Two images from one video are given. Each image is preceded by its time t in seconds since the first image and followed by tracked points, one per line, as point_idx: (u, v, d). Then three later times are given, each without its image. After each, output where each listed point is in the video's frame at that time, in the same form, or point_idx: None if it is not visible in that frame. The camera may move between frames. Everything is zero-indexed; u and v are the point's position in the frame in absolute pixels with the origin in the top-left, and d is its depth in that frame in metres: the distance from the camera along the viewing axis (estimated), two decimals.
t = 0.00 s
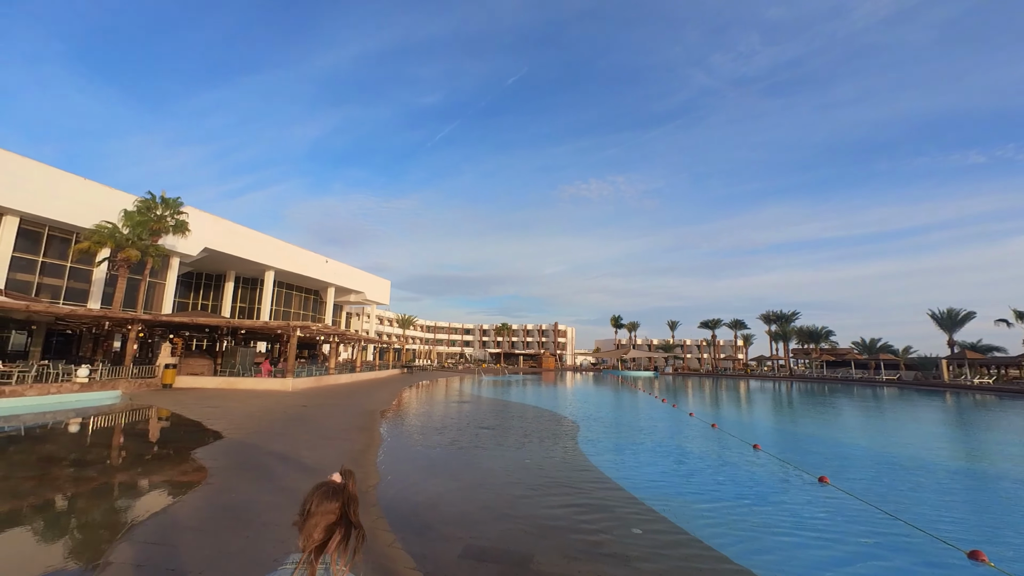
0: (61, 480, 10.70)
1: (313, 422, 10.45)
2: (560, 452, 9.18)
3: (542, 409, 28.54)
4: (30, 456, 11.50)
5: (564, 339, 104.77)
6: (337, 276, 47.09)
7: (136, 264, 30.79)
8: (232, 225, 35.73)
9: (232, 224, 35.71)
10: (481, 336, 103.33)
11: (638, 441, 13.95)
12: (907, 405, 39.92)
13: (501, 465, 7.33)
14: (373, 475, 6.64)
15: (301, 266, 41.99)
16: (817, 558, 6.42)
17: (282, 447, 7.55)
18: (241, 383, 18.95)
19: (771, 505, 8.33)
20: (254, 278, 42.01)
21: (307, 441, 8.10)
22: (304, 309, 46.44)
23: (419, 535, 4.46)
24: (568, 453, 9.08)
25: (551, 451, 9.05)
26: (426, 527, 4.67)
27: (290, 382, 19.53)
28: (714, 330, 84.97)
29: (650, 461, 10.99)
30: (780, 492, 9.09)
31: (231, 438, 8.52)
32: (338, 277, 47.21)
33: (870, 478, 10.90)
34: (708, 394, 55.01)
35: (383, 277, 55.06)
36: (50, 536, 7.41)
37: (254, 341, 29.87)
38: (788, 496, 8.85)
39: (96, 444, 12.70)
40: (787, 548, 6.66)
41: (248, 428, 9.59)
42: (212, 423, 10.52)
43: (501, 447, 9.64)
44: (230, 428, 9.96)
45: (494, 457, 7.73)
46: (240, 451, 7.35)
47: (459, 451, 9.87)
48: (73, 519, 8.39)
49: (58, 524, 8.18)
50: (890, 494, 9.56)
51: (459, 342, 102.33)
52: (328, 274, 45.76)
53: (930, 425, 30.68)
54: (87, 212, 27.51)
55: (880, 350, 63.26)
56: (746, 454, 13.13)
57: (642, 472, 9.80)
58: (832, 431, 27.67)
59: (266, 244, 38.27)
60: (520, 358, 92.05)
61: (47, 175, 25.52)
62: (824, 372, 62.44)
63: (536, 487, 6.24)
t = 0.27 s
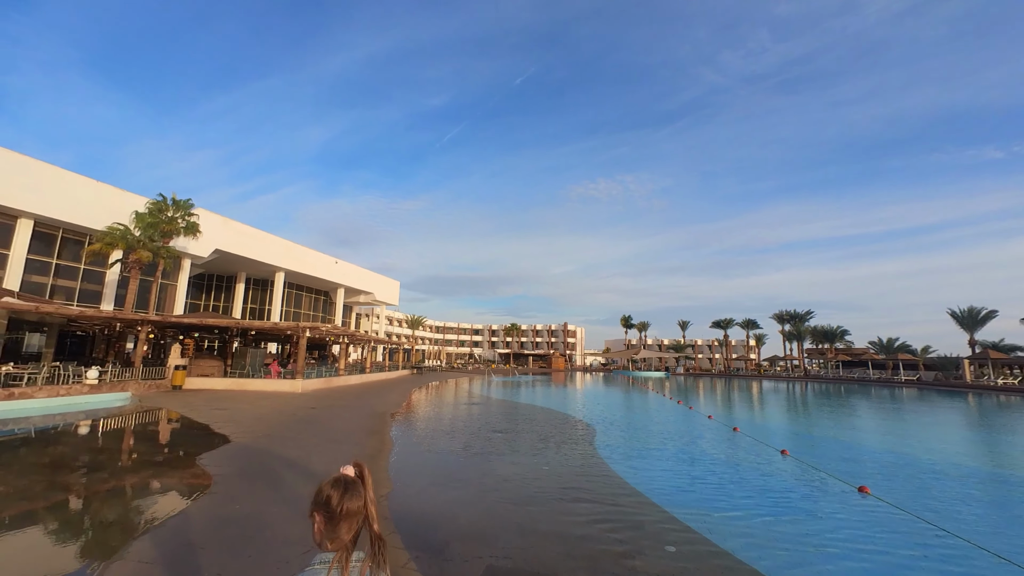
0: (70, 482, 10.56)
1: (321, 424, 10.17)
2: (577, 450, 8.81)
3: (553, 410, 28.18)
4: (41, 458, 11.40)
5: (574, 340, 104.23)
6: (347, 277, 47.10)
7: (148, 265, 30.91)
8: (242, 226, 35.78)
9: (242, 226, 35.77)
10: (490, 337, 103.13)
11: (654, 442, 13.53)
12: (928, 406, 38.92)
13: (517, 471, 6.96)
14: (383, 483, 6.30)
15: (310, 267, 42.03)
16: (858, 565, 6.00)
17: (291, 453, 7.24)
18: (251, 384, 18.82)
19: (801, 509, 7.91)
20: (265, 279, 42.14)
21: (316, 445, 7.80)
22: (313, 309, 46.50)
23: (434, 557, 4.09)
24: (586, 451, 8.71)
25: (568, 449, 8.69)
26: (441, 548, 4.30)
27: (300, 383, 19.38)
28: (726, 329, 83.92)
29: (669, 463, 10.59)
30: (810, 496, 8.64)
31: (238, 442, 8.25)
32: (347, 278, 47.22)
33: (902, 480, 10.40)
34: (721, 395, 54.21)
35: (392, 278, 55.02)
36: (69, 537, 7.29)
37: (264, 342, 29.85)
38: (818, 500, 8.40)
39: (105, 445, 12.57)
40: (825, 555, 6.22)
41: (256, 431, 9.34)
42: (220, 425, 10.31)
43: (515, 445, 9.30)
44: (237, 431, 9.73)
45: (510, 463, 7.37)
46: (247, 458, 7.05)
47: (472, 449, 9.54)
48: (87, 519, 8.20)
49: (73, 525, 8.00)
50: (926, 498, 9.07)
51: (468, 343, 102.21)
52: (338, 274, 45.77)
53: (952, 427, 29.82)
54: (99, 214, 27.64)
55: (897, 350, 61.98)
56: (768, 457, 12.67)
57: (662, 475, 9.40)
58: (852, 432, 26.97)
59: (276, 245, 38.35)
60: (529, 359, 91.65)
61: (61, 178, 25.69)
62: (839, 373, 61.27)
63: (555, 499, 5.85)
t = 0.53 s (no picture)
0: (75, 484, 10.37)
1: (324, 427, 9.87)
2: (589, 454, 8.43)
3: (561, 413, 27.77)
4: (45, 461, 11.21)
5: (581, 342, 103.64)
6: (353, 279, 47.02)
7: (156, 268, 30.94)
8: (249, 229, 35.77)
9: (249, 228, 35.75)
10: (497, 339, 102.81)
11: (665, 445, 13.11)
12: (945, 409, 38.05)
13: (528, 477, 6.59)
14: (389, 490, 5.95)
15: (317, 269, 41.97)
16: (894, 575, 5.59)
17: (291, 459, 6.88)
18: (256, 387, 18.62)
19: (829, 514, 7.49)
20: (272, 281, 42.13)
21: (320, 450, 7.48)
22: (320, 312, 46.45)
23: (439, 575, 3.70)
24: (599, 455, 8.33)
25: (579, 454, 8.30)
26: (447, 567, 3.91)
27: (305, 385, 19.16)
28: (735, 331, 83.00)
29: (684, 467, 10.17)
30: (833, 502, 8.22)
31: (238, 446, 7.93)
32: (354, 280, 47.14)
33: (930, 486, 9.91)
34: (731, 397, 53.46)
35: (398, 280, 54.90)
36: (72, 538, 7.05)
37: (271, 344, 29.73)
38: (843, 505, 7.97)
39: (110, 448, 12.38)
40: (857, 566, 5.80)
41: (256, 435, 9.03)
42: (221, 427, 10.05)
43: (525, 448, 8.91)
44: (238, 434, 9.44)
45: (521, 469, 6.96)
46: (246, 464, 6.69)
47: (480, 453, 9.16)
48: (95, 521, 7.94)
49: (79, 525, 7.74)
50: (958, 504, 8.59)
51: (475, 345, 101.93)
52: (345, 277, 45.69)
53: (971, 430, 29.07)
54: (108, 217, 27.67)
55: (911, 351, 60.88)
56: (785, 459, 12.24)
57: (676, 478, 9.02)
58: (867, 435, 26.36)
59: (283, 247, 38.32)
60: (536, 361, 91.17)
61: (69, 181, 25.69)
62: (852, 375, 60.33)
63: (569, 508, 5.50)
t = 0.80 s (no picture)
0: (76, 489, 10.13)
1: (327, 432, 9.51)
2: (605, 463, 8.00)
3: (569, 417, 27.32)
4: (44, 466, 10.95)
5: (588, 344, 103.00)
6: (359, 282, 46.85)
7: (162, 271, 30.88)
8: (255, 232, 35.67)
9: (255, 231, 35.66)
10: (503, 342, 102.43)
11: (679, 452, 12.66)
12: (961, 414, 37.18)
13: (542, 491, 6.18)
14: (394, 504, 5.56)
15: (323, 272, 41.81)
16: None
17: (291, 469, 6.50)
18: (260, 391, 18.35)
19: (861, 529, 7.03)
20: (278, 284, 42.03)
21: (322, 458, 7.10)
22: (326, 315, 46.30)
23: None
24: (615, 464, 7.90)
25: (594, 463, 7.87)
26: None
27: (310, 390, 18.85)
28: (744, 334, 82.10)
29: (702, 475, 9.69)
30: (864, 515, 7.75)
31: (237, 453, 7.57)
32: (360, 283, 46.98)
33: (964, 497, 9.36)
34: (741, 401, 52.70)
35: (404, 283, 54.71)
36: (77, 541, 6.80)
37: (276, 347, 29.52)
38: (874, 519, 7.50)
39: (112, 452, 12.13)
40: None
41: (256, 442, 8.66)
42: (222, 432, 9.75)
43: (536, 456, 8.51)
44: (239, 440, 9.11)
45: (534, 482, 6.52)
46: (243, 473, 6.31)
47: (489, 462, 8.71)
48: (101, 526, 7.63)
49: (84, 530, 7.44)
50: (999, 518, 8.05)
51: (481, 348, 101.61)
52: (351, 280, 45.53)
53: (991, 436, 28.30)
54: (115, 220, 27.62)
55: (925, 354, 59.81)
56: (806, 468, 11.74)
57: (695, 488, 8.58)
58: (884, 440, 25.67)
59: (289, 250, 38.21)
60: (543, 364, 90.63)
61: (76, 184, 25.66)
62: (864, 379, 59.35)
63: (589, 528, 5.07)
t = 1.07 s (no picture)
0: (80, 496, 9.87)
1: (335, 440, 9.20)
2: (625, 473, 7.59)
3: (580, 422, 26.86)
4: (48, 473, 10.73)
5: (596, 349, 102.39)
6: (367, 287, 46.76)
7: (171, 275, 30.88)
8: (263, 236, 35.64)
9: (263, 236, 35.62)
10: (510, 346, 102.04)
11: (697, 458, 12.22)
12: (982, 419, 36.21)
13: (563, 506, 5.77)
14: (406, 519, 5.17)
15: (331, 277, 41.74)
16: None
17: (297, 480, 6.14)
18: (267, 396, 18.09)
19: (900, 539, 6.58)
20: (286, 289, 41.99)
21: (329, 468, 6.73)
22: (334, 319, 46.20)
23: None
24: (637, 475, 7.47)
25: (615, 473, 7.45)
26: None
27: (317, 395, 18.59)
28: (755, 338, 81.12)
29: (726, 482, 9.26)
30: (900, 523, 7.30)
31: (241, 462, 7.24)
32: (368, 288, 46.87)
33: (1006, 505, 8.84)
34: (753, 406, 51.86)
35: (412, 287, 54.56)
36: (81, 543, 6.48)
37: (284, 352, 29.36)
38: (914, 528, 7.04)
39: (117, 459, 11.89)
40: None
41: (261, 450, 8.34)
42: (228, 439, 9.49)
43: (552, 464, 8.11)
44: (245, 447, 8.81)
45: (553, 494, 6.15)
46: (247, 484, 5.95)
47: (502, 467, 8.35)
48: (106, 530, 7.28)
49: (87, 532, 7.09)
50: None
51: (488, 352, 101.32)
52: (358, 284, 45.44)
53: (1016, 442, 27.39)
54: (125, 225, 27.65)
55: (941, 359, 58.63)
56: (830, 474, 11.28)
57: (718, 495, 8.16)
58: (904, 446, 24.98)
59: (297, 255, 38.15)
60: (551, 368, 90.04)
61: (87, 189, 25.73)
62: (879, 383, 58.29)
63: (618, 551, 4.66)
